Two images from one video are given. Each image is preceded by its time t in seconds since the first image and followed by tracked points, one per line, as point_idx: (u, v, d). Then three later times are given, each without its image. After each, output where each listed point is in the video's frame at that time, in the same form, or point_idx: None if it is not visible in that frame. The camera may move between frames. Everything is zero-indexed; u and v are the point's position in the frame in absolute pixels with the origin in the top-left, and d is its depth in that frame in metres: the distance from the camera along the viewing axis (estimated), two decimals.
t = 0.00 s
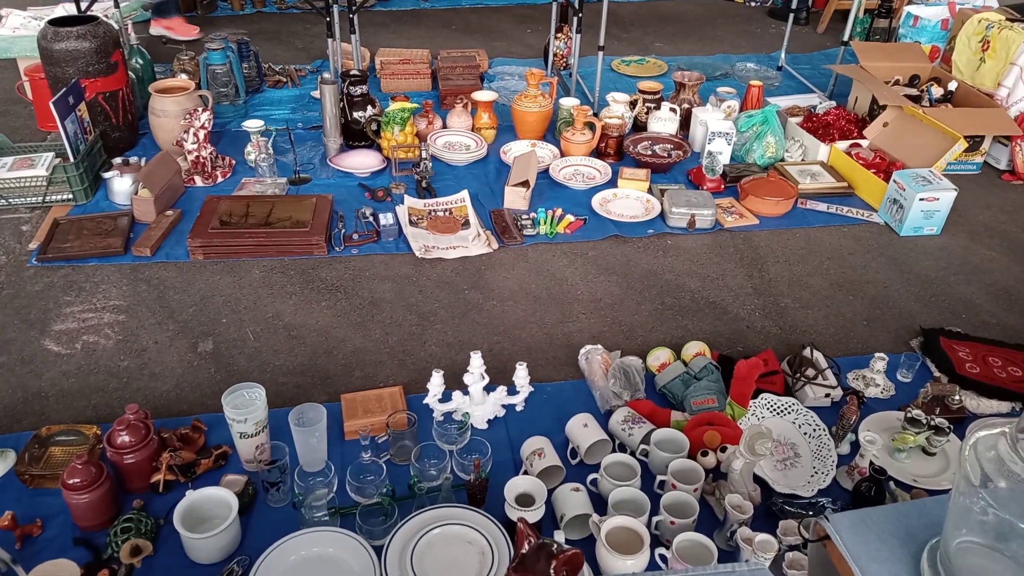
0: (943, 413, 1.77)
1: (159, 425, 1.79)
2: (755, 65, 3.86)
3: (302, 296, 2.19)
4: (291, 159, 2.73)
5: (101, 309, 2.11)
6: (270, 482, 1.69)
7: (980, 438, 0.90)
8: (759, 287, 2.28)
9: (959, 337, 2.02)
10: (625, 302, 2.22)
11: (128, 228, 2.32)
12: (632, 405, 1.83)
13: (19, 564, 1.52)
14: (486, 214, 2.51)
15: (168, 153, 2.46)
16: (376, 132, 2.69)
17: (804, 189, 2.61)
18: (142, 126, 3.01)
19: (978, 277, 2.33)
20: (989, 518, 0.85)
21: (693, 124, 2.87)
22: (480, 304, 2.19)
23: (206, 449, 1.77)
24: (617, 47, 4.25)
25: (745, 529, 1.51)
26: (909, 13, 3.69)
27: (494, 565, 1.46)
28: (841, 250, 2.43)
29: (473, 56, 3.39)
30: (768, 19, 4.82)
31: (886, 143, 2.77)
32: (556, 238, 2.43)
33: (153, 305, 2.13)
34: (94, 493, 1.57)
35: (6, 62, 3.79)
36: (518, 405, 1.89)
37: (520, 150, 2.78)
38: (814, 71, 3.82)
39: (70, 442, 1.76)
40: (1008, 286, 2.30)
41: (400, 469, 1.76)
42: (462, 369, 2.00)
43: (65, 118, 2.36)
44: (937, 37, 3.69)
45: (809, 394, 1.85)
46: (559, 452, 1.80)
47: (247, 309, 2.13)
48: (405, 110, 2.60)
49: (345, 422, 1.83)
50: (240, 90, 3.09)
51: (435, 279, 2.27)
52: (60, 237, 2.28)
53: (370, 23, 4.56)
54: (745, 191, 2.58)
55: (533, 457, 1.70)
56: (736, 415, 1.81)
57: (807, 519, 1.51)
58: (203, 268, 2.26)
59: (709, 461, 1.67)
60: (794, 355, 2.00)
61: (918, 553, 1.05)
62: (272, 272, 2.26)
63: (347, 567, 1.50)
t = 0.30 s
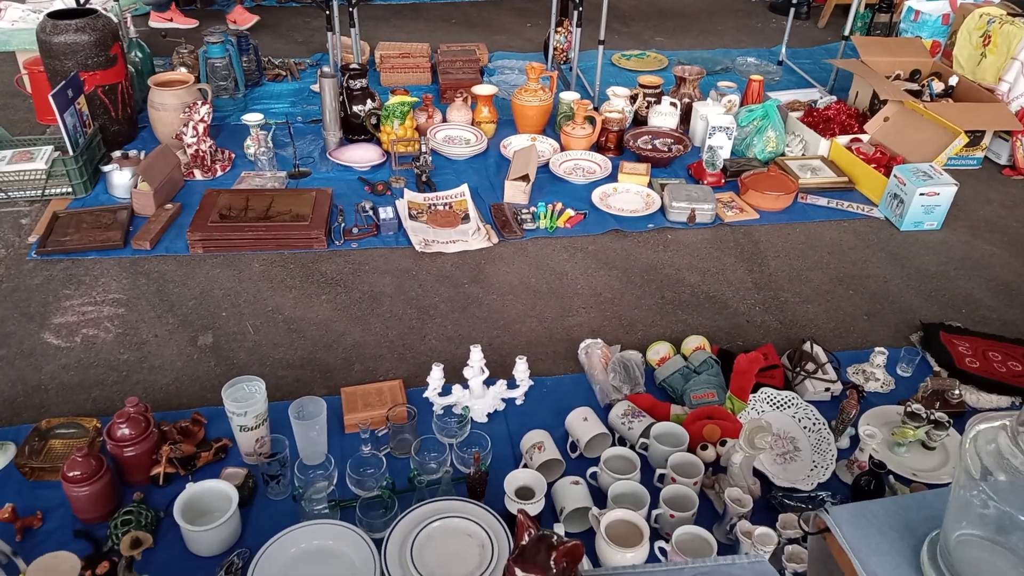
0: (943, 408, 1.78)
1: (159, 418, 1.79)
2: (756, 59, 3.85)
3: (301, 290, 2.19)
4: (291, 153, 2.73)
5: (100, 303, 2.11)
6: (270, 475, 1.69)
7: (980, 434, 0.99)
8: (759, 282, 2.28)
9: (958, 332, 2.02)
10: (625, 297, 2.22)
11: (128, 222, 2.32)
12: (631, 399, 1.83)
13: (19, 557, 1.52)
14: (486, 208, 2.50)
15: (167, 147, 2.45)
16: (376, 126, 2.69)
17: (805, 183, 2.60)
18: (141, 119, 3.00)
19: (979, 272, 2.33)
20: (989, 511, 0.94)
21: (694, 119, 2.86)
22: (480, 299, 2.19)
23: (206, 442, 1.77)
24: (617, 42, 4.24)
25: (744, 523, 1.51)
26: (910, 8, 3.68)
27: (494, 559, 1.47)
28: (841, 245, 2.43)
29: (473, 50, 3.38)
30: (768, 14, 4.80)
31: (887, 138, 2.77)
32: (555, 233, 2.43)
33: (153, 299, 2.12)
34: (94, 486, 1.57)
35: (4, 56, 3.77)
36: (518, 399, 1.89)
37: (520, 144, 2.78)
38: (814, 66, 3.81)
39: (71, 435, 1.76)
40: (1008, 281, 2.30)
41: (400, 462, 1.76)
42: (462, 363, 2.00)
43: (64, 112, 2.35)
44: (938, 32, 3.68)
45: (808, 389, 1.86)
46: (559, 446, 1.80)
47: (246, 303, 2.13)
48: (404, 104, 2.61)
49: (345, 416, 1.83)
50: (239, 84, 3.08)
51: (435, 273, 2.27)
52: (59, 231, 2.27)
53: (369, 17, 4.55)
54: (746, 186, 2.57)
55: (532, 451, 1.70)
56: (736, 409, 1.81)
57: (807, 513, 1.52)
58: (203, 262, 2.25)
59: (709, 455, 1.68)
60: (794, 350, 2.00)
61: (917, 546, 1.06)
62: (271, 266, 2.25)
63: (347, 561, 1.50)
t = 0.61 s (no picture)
0: (947, 386, 1.77)
1: (163, 396, 1.80)
2: (761, 39, 3.81)
3: (304, 269, 2.19)
4: (293, 133, 2.72)
5: (103, 283, 2.11)
6: (273, 452, 1.71)
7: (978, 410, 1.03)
8: (763, 262, 2.27)
9: (963, 312, 2.01)
10: (629, 277, 2.21)
11: (130, 202, 2.30)
12: (633, 377, 1.84)
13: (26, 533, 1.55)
14: (489, 188, 2.48)
15: (169, 127, 2.45)
16: (378, 106, 2.68)
17: (810, 163, 2.57)
18: (143, 100, 2.99)
19: (985, 252, 2.32)
20: (992, 484, 0.99)
21: (698, 99, 2.84)
22: (482, 278, 2.19)
23: (210, 420, 1.78)
24: (621, 21, 4.20)
25: (746, 499, 1.51)
26: None
27: (496, 534, 1.47)
28: (846, 225, 2.42)
29: (476, 30, 3.35)
30: None
31: (893, 117, 2.74)
32: (559, 213, 2.41)
33: (155, 279, 2.13)
34: (99, 463, 1.58)
35: (5, 37, 3.76)
36: (521, 378, 1.89)
37: (523, 124, 2.76)
38: (821, 45, 3.77)
39: (75, 413, 1.77)
40: (1014, 261, 2.29)
41: (403, 440, 1.77)
42: (465, 343, 2.00)
43: (65, 92, 2.35)
44: (946, 11, 3.64)
45: (811, 367, 1.85)
46: (561, 424, 1.80)
47: (249, 283, 2.13)
48: (407, 84, 2.58)
49: (348, 394, 1.83)
50: (241, 64, 3.07)
51: (438, 254, 2.27)
52: (62, 211, 2.26)
53: None
54: (750, 165, 2.54)
55: (534, 429, 1.70)
56: (738, 387, 1.83)
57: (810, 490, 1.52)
58: (206, 242, 2.25)
59: (711, 433, 1.68)
60: (797, 329, 1.99)
61: (919, 519, 1.06)
62: (274, 246, 2.25)
63: (351, 537, 1.51)
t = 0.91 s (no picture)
0: (941, 356, 1.78)
1: (156, 359, 1.80)
2: (763, 7, 3.76)
3: (299, 234, 2.18)
4: (287, 97, 2.68)
5: (95, 245, 2.10)
6: (268, 414, 1.71)
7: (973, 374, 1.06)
8: (759, 231, 2.28)
9: (958, 282, 2.01)
10: (625, 245, 2.21)
11: (122, 164, 2.25)
12: (628, 344, 1.84)
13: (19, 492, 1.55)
14: (485, 154, 2.45)
15: (161, 89, 2.41)
16: (374, 70, 2.64)
17: (808, 133, 2.53)
18: (135, 62, 2.94)
19: (980, 223, 2.33)
20: (984, 444, 1.02)
21: (698, 66, 2.81)
22: (478, 245, 2.18)
23: (203, 382, 1.77)
24: None
25: (738, 465, 1.52)
26: None
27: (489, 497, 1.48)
28: (843, 196, 2.42)
29: None
30: None
31: (894, 87, 2.73)
32: (555, 180, 2.37)
33: (148, 242, 2.12)
34: (92, 423, 1.58)
35: None
36: (515, 344, 1.89)
37: (521, 90, 2.73)
38: (822, 14, 3.73)
39: (67, 374, 1.77)
40: (1010, 233, 2.30)
41: (398, 404, 1.77)
42: (460, 309, 1.99)
43: (55, 52, 2.31)
44: None
45: (806, 335, 1.85)
46: (555, 390, 1.80)
47: (243, 247, 2.12)
48: (402, 47, 2.58)
49: (342, 357, 1.83)
50: (234, 27, 3.02)
51: (433, 221, 2.26)
52: (53, 173, 2.21)
53: None
54: (748, 135, 2.49)
55: (528, 394, 1.71)
56: (732, 354, 1.81)
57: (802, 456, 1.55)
58: (199, 206, 2.24)
59: (704, 399, 1.69)
60: (792, 298, 1.99)
61: (912, 479, 1.07)
62: (268, 211, 2.25)
63: (344, 498, 1.50)
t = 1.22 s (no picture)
0: (937, 327, 1.79)
1: (153, 331, 1.80)
2: None
3: (295, 207, 2.17)
4: (282, 69, 2.66)
5: (91, 218, 2.09)
6: (266, 385, 1.71)
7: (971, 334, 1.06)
8: (758, 204, 2.27)
9: (956, 254, 2.01)
10: (623, 218, 2.20)
11: (117, 137, 2.24)
12: (626, 315, 1.84)
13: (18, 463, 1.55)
14: (482, 127, 2.43)
15: (155, 61, 2.38)
16: (369, 41, 2.63)
17: (807, 104, 2.51)
18: (128, 34, 2.91)
19: (979, 195, 2.33)
20: (983, 408, 1.03)
21: (697, 37, 2.79)
22: (475, 218, 2.17)
23: (202, 354, 1.78)
24: None
25: (735, 434, 1.53)
26: None
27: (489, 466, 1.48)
28: (842, 169, 2.42)
29: None
30: None
31: (893, 57, 2.70)
32: (553, 153, 2.35)
33: (144, 215, 2.11)
34: (90, 394, 1.58)
35: None
36: (513, 316, 1.89)
37: (518, 62, 2.71)
38: None
39: (65, 346, 1.77)
40: (1008, 205, 2.30)
41: (396, 375, 1.77)
42: (457, 282, 1.99)
43: (47, 23, 2.28)
44: None
45: (803, 307, 1.86)
46: (553, 361, 1.81)
47: (239, 220, 2.11)
48: (397, 19, 2.51)
49: (340, 330, 1.83)
50: None
51: (430, 194, 2.25)
52: (47, 146, 2.19)
53: None
54: (747, 106, 2.48)
55: (527, 364, 1.71)
56: (730, 325, 1.82)
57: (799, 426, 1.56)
58: (195, 180, 2.22)
59: (701, 369, 1.69)
60: (790, 270, 1.99)
61: (911, 442, 1.07)
62: (263, 184, 2.24)
63: (343, 468, 1.51)
